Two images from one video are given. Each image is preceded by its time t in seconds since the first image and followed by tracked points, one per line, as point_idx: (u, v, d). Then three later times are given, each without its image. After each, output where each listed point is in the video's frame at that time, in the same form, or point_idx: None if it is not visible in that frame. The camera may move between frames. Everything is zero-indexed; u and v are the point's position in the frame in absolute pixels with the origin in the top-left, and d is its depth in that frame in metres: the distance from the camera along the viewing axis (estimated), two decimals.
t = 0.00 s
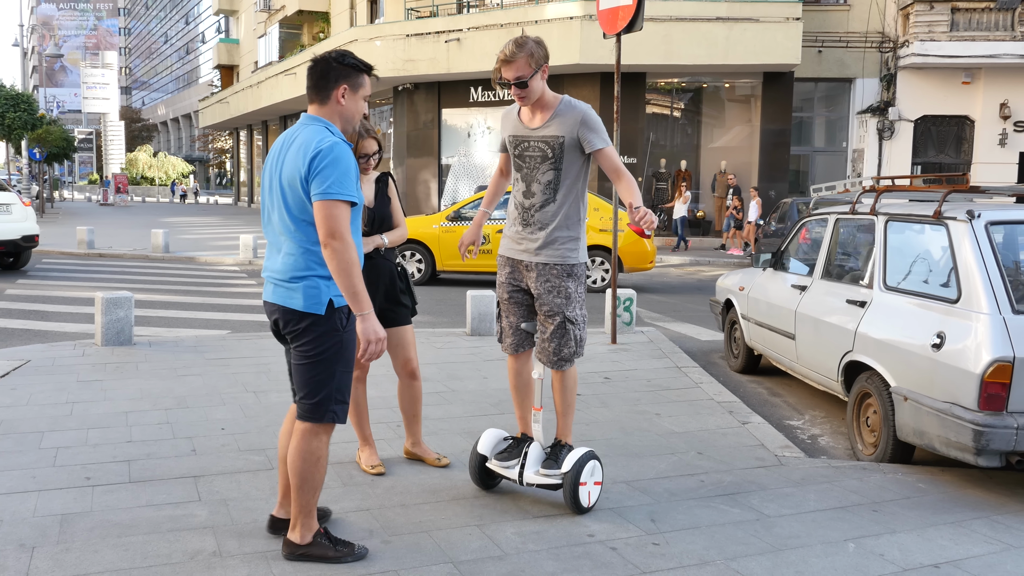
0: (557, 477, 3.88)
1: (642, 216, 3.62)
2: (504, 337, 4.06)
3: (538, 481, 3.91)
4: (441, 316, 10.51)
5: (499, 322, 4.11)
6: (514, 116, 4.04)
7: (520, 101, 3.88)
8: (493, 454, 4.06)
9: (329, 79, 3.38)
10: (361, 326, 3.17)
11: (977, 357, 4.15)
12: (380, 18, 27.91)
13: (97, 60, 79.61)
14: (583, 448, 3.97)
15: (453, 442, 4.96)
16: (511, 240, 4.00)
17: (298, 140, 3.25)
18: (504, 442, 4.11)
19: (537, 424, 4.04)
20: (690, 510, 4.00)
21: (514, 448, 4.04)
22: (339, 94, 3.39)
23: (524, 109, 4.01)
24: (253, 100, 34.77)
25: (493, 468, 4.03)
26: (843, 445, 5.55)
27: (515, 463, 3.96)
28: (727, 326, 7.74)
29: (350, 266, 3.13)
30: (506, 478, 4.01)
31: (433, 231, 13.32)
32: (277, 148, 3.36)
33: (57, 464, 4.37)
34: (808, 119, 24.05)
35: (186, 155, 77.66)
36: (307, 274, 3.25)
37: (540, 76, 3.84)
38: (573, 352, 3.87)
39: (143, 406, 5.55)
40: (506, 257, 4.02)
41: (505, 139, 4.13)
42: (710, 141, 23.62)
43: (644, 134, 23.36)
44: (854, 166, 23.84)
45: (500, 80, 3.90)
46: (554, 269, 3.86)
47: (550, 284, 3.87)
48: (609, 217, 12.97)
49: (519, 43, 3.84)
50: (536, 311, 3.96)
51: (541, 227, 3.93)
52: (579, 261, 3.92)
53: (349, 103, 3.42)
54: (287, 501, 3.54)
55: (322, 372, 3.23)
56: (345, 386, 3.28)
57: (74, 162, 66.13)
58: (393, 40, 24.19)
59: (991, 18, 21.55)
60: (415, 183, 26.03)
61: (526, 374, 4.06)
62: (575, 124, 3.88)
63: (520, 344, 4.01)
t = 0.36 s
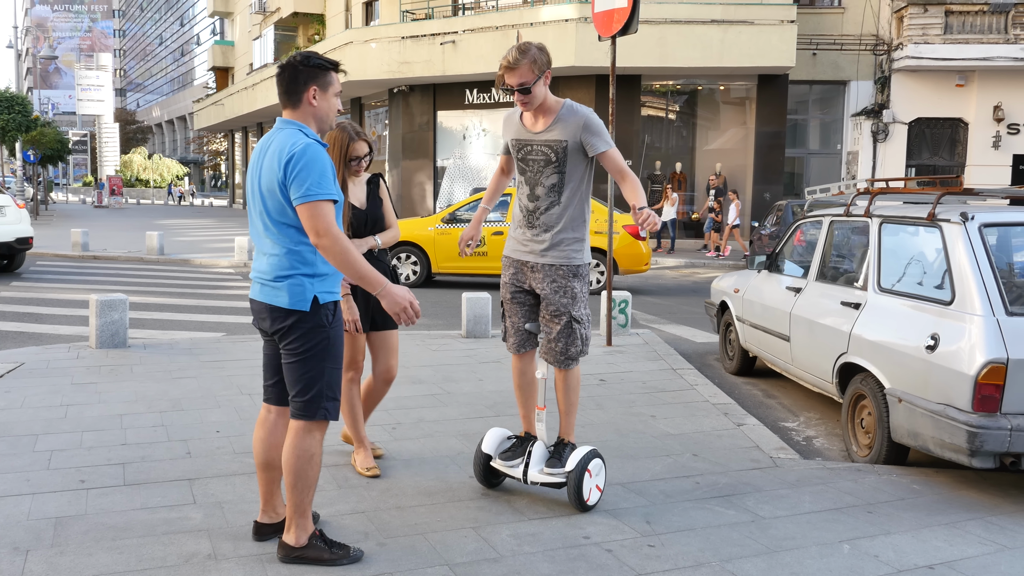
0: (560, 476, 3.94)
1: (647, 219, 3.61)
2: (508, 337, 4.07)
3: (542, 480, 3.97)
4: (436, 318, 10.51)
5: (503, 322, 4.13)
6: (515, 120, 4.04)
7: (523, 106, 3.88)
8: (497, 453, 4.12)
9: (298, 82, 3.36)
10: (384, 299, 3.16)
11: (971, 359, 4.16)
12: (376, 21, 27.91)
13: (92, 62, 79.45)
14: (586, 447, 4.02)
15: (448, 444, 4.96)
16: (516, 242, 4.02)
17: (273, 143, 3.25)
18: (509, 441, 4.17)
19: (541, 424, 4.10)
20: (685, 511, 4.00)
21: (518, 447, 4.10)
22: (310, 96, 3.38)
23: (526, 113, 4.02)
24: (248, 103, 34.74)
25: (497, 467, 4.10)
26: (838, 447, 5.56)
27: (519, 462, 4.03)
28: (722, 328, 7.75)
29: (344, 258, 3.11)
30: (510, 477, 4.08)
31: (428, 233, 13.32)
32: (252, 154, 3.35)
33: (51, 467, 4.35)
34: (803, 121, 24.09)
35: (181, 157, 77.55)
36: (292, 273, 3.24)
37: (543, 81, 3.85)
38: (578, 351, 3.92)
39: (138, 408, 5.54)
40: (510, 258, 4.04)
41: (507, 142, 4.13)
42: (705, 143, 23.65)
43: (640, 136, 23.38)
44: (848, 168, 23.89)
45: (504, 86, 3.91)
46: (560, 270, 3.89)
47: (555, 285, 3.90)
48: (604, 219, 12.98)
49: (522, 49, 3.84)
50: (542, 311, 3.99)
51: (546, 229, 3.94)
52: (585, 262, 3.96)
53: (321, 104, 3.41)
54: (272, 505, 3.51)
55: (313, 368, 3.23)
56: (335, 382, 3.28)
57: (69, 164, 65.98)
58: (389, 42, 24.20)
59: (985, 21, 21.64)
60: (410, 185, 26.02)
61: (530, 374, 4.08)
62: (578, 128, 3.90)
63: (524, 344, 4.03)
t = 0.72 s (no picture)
0: (570, 471, 4.00)
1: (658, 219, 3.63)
2: (514, 337, 4.10)
3: (550, 476, 4.03)
4: (432, 319, 10.51)
5: (509, 322, 4.16)
6: (519, 123, 4.06)
7: (527, 111, 3.91)
8: (505, 450, 4.18)
9: (294, 88, 3.38)
10: (335, 322, 3.13)
11: (966, 359, 4.17)
12: (371, 21, 27.90)
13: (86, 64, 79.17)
14: (593, 443, 4.09)
15: (445, 445, 4.96)
16: (521, 244, 4.04)
17: (268, 148, 3.27)
18: (517, 438, 4.22)
19: (549, 420, 4.18)
20: (682, 511, 4.01)
21: (526, 444, 4.14)
22: (305, 102, 3.39)
23: (529, 117, 4.03)
24: (243, 104, 34.72)
25: (506, 463, 4.15)
26: (833, 447, 5.57)
27: (527, 458, 4.08)
28: (718, 328, 7.76)
29: (323, 265, 3.13)
30: (519, 472, 4.14)
31: (423, 234, 13.31)
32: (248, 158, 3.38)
33: (46, 469, 4.34)
34: (797, 122, 24.17)
35: (176, 158, 77.43)
36: (283, 274, 3.27)
37: (547, 86, 3.88)
38: (584, 350, 3.96)
39: (134, 410, 5.53)
40: (516, 260, 4.07)
41: (510, 144, 4.14)
42: (701, 144, 23.67)
43: (635, 137, 23.41)
44: (843, 169, 23.96)
45: (507, 91, 3.92)
46: (566, 272, 3.93)
47: (562, 285, 3.93)
48: (600, 220, 12.99)
49: (525, 54, 3.86)
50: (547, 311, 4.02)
51: (552, 230, 3.97)
52: (591, 263, 4.00)
53: (317, 111, 3.42)
54: (268, 505, 3.49)
55: (309, 365, 3.24)
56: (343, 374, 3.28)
57: (63, 166, 65.90)
58: (384, 43, 24.18)
59: (979, 22, 21.70)
60: (406, 186, 26.02)
61: (536, 372, 4.14)
62: (582, 131, 3.92)
63: (530, 344, 4.07)
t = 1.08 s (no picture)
0: (575, 466, 4.04)
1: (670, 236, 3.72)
2: (519, 336, 4.10)
3: (556, 471, 4.07)
4: (430, 318, 10.51)
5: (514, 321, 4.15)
6: (524, 125, 4.05)
7: (533, 114, 3.90)
8: (512, 446, 4.21)
9: (323, 93, 3.53)
10: (354, 318, 3.29)
11: (963, 358, 4.17)
12: (368, 20, 27.87)
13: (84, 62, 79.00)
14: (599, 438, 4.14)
15: (442, 444, 4.95)
16: (526, 244, 4.04)
17: (295, 149, 3.39)
18: (523, 434, 4.26)
19: (554, 417, 4.18)
20: (679, 511, 4.00)
21: (532, 440, 4.18)
22: (333, 106, 3.54)
23: (534, 119, 4.02)
24: (240, 103, 34.67)
25: (512, 459, 4.19)
26: (831, 446, 5.57)
27: (534, 454, 4.13)
28: (716, 327, 7.76)
29: (343, 264, 3.27)
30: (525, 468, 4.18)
31: (421, 233, 13.30)
32: (274, 158, 3.48)
33: (43, 468, 4.33)
34: (795, 121, 24.19)
35: (173, 157, 77.32)
36: (308, 273, 3.38)
37: (552, 90, 3.87)
38: (589, 348, 3.97)
39: (131, 409, 5.52)
40: (521, 260, 4.06)
41: (515, 146, 4.14)
42: (698, 143, 23.67)
43: (632, 137, 23.42)
44: (841, 168, 24.00)
45: (513, 95, 3.92)
46: (571, 271, 3.93)
47: (567, 284, 3.93)
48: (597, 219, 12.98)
49: (531, 59, 3.85)
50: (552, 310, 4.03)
51: (557, 230, 3.96)
52: (595, 261, 4.00)
53: (343, 116, 3.56)
54: (272, 492, 3.49)
55: (329, 362, 3.39)
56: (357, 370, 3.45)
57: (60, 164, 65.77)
58: (382, 41, 24.14)
59: (976, 22, 21.72)
60: (404, 185, 25.98)
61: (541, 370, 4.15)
62: (586, 133, 3.91)
63: (535, 342, 4.06)
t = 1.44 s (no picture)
0: (579, 463, 4.05)
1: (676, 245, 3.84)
2: (523, 335, 4.10)
3: (561, 468, 4.08)
4: (428, 317, 10.50)
5: (517, 319, 4.14)
6: (530, 125, 4.04)
7: (542, 114, 3.90)
8: (516, 443, 4.23)
9: (336, 93, 3.60)
10: (389, 302, 3.42)
11: (961, 359, 4.17)
12: (367, 19, 27.84)
13: (83, 60, 78.73)
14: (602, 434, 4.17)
15: (441, 443, 4.94)
16: (531, 243, 4.03)
17: (313, 148, 3.51)
18: (527, 431, 4.27)
19: (558, 414, 4.19)
20: (678, 511, 4.00)
21: (536, 436, 4.19)
22: (346, 107, 3.61)
23: (541, 119, 4.00)
24: (239, 102, 34.64)
25: (517, 456, 4.21)
26: (829, 446, 5.57)
27: (538, 451, 4.14)
28: (715, 327, 7.76)
29: (368, 257, 3.36)
30: (529, 464, 4.20)
31: (420, 232, 13.30)
32: (294, 158, 3.61)
33: (41, 466, 4.32)
34: (794, 121, 24.19)
35: (172, 155, 77.23)
36: (324, 268, 3.51)
37: (562, 90, 3.85)
38: (594, 347, 3.95)
39: (129, 408, 5.50)
40: (525, 259, 4.05)
41: (520, 145, 4.13)
42: (697, 143, 23.67)
43: (631, 136, 23.42)
44: (840, 168, 24.03)
45: (523, 95, 3.90)
46: (575, 270, 3.93)
47: (571, 284, 3.93)
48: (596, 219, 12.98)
49: (542, 60, 3.82)
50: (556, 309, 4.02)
51: (562, 230, 3.96)
52: (598, 259, 4.00)
53: (356, 115, 3.63)
54: (308, 471, 3.88)
55: (341, 356, 3.48)
56: (369, 364, 3.52)
57: (59, 162, 65.63)
58: (381, 40, 24.12)
59: (976, 22, 21.72)
60: (402, 184, 25.94)
61: (544, 369, 4.14)
62: (593, 133, 3.91)
63: (539, 341, 4.05)
